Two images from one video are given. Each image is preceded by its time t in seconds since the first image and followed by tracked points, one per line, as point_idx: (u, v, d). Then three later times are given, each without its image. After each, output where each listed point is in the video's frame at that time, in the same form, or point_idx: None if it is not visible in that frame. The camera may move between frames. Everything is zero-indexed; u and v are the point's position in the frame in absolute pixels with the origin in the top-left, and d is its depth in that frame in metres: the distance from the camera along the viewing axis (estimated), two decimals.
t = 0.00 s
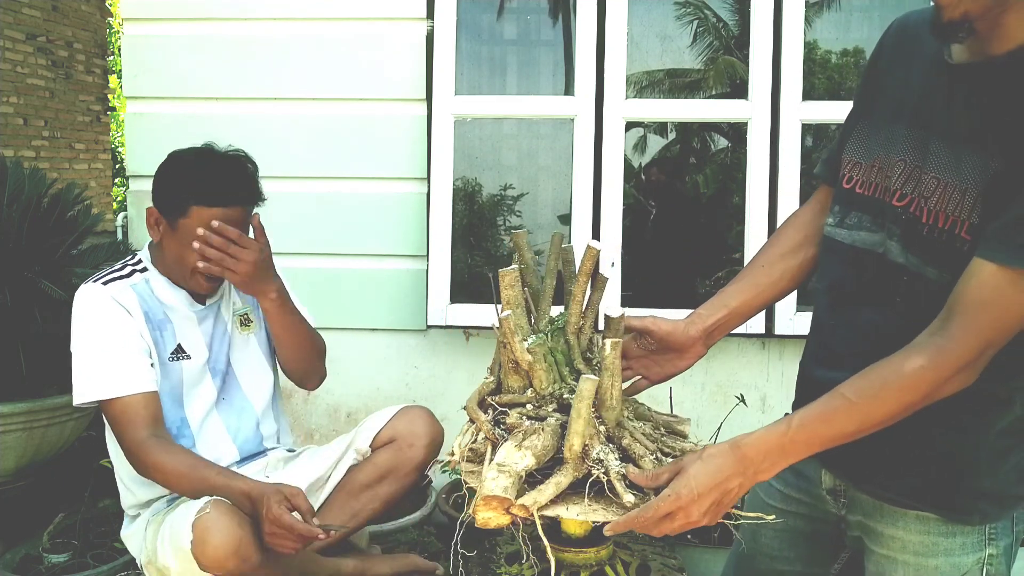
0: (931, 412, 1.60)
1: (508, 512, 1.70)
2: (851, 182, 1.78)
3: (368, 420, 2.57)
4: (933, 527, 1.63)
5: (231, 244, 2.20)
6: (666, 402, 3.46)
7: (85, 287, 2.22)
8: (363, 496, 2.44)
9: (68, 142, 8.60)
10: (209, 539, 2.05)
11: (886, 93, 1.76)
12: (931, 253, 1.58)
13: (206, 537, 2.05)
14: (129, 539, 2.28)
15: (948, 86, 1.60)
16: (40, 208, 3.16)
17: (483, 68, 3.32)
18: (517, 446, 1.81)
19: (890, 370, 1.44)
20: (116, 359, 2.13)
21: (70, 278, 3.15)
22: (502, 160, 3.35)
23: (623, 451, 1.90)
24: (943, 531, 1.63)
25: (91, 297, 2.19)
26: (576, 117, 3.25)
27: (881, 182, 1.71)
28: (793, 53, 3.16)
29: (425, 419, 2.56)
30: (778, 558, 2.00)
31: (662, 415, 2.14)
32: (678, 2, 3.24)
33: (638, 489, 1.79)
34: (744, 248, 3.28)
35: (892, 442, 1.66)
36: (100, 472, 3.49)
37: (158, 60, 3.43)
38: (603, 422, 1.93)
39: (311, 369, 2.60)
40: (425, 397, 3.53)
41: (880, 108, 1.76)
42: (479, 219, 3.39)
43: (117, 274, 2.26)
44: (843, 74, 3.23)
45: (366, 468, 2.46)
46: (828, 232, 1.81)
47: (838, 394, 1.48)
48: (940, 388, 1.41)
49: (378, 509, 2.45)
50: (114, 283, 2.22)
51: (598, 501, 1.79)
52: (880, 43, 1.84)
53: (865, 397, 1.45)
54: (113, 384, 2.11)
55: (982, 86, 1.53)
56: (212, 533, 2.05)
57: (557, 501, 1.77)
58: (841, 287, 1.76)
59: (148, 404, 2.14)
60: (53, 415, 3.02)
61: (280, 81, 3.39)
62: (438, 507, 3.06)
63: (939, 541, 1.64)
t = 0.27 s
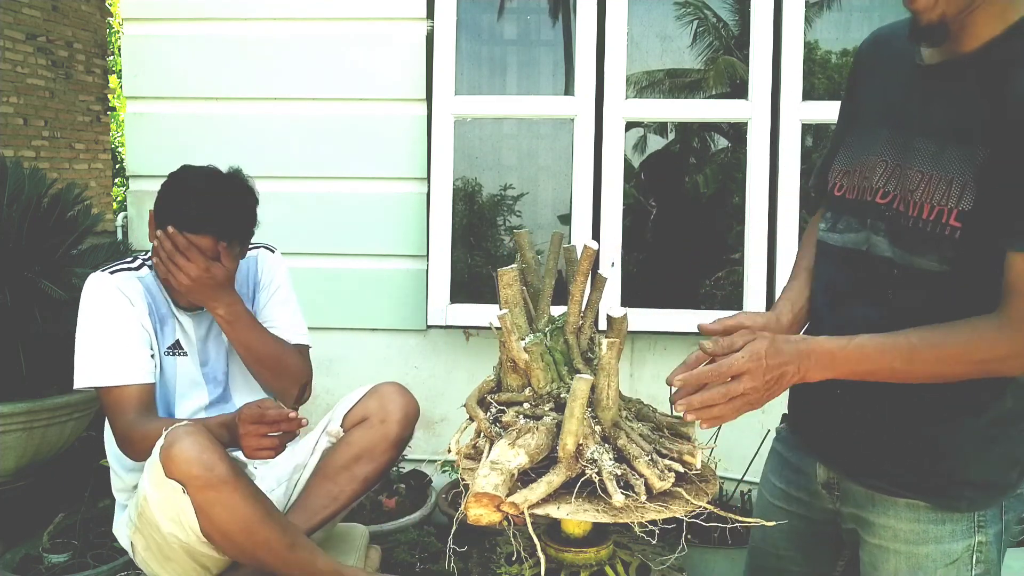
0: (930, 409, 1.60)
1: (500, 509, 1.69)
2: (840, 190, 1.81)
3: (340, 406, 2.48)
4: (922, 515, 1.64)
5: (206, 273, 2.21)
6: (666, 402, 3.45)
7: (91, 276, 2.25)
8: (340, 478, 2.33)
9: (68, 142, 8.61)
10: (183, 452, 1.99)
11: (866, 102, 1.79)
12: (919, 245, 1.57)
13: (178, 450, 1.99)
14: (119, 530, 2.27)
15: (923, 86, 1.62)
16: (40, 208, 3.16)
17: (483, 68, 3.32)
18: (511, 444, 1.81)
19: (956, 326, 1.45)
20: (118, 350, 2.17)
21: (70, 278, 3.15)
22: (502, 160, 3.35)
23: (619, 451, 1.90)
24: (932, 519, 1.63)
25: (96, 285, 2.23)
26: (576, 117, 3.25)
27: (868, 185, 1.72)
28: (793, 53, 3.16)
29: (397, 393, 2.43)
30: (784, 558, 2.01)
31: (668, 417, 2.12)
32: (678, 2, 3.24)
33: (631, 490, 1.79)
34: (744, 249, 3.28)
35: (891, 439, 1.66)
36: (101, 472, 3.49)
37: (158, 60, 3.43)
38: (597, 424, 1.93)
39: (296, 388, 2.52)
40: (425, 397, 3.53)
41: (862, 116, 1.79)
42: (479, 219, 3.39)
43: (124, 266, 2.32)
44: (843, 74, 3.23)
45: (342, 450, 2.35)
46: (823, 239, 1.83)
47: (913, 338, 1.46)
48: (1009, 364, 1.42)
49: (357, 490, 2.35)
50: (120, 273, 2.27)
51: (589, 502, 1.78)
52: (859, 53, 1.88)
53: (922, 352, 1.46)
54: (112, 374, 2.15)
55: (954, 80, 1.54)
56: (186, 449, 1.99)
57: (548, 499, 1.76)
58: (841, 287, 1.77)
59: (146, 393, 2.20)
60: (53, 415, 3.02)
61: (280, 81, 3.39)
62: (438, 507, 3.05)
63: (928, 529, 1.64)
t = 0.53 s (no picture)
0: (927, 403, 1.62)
1: (501, 509, 1.69)
2: (817, 197, 1.96)
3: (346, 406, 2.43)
4: (907, 485, 1.73)
5: (189, 285, 2.21)
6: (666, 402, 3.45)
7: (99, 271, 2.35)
8: (340, 483, 2.31)
9: (68, 142, 8.60)
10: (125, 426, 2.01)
11: (830, 112, 1.95)
12: (891, 229, 1.74)
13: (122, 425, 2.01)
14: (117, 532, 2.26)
15: (880, 89, 1.80)
16: (40, 208, 3.16)
17: (483, 68, 3.32)
18: (511, 444, 1.81)
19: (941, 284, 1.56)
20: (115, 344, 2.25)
21: (70, 278, 3.15)
22: (502, 160, 3.35)
23: (619, 451, 1.90)
24: (917, 489, 1.72)
25: (100, 279, 2.32)
26: (576, 117, 3.25)
27: (843, 186, 1.87)
28: (793, 53, 3.16)
29: (402, 397, 2.38)
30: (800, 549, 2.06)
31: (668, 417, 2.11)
32: (678, 2, 3.24)
33: (629, 491, 1.79)
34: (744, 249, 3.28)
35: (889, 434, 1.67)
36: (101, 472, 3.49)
37: (158, 60, 3.43)
38: (598, 424, 1.93)
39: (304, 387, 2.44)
40: (425, 397, 3.53)
41: (830, 126, 1.95)
42: (479, 219, 3.39)
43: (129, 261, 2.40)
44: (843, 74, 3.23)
45: (342, 454, 2.32)
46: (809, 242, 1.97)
47: (902, 292, 1.60)
48: (1001, 319, 1.50)
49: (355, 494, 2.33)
50: (121, 269, 2.35)
51: (589, 501, 1.78)
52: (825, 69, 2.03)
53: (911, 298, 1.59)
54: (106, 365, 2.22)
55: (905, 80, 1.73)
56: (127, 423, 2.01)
57: (548, 500, 1.77)
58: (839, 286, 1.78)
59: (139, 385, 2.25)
60: (53, 415, 3.02)
61: (280, 81, 3.39)
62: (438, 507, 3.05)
63: (914, 498, 1.73)
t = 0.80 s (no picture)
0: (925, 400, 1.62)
1: (501, 510, 1.69)
2: (800, 202, 2.05)
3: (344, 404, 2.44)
4: (899, 463, 1.76)
5: (199, 284, 2.26)
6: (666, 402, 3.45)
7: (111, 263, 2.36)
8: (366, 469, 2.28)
9: (68, 142, 8.59)
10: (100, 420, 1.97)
11: (807, 121, 2.06)
12: (868, 218, 1.80)
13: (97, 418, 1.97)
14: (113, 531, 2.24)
15: (850, 94, 1.88)
16: (40, 208, 3.16)
17: (483, 68, 3.32)
18: (511, 444, 1.81)
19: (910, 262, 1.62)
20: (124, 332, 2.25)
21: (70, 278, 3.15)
22: (502, 160, 3.35)
23: (619, 451, 1.90)
24: (908, 467, 1.75)
25: (113, 270, 2.32)
26: (576, 117, 3.25)
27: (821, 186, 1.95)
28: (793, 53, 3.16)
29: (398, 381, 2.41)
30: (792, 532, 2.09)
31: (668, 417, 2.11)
32: (678, 2, 3.24)
33: (629, 491, 1.79)
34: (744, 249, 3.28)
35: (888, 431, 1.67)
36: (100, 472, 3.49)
37: (158, 60, 3.43)
38: (598, 424, 1.93)
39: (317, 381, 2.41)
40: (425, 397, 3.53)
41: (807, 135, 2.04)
42: (479, 219, 3.39)
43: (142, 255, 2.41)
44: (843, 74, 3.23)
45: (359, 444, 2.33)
46: (796, 244, 2.04)
47: (878, 280, 1.65)
48: (970, 287, 1.56)
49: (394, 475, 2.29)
50: (133, 261, 2.36)
51: (589, 501, 1.78)
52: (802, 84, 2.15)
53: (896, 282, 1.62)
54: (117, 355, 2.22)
55: (873, 81, 1.81)
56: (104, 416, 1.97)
57: (548, 500, 1.77)
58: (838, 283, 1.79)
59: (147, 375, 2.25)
60: (53, 414, 3.02)
61: (280, 81, 3.39)
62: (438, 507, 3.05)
63: (904, 475, 1.76)
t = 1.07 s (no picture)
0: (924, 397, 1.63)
1: (501, 510, 1.69)
2: (789, 204, 2.07)
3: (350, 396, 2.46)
4: (891, 452, 1.77)
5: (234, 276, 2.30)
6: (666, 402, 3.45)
7: (130, 262, 2.28)
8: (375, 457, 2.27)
9: (68, 142, 8.60)
10: (137, 441, 1.96)
11: (792, 123, 2.08)
12: (858, 212, 1.82)
13: (132, 441, 1.97)
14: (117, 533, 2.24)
15: (834, 95, 1.91)
16: (40, 207, 3.16)
17: (483, 68, 3.32)
18: (511, 444, 1.81)
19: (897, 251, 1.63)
20: (152, 335, 2.17)
21: (71, 278, 3.16)
22: (502, 160, 3.35)
23: (619, 451, 1.90)
24: (902, 455, 1.76)
25: (135, 271, 2.25)
26: (576, 117, 3.25)
27: (812, 186, 1.97)
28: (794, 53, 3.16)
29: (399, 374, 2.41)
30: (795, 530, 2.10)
31: (668, 417, 2.11)
32: (678, 2, 3.24)
33: (630, 491, 1.79)
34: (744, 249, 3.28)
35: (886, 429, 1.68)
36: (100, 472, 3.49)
37: (158, 60, 3.43)
38: (598, 424, 1.93)
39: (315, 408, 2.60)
40: (425, 397, 3.53)
41: (794, 136, 2.07)
42: (479, 219, 3.39)
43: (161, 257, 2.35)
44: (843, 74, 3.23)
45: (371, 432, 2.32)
46: (787, 246, 2.06)
47: (868, 270, 1.65)
48: (955, 271, 1.57)
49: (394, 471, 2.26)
50: (158, 265, 2.30)
51: (589, 501, 1.78)
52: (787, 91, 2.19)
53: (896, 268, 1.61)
54: (145, 360, 2.15)
55: (857, 80, 1.84)
56: (141, 439, 1.97)
57: (548, 500, 1.77)
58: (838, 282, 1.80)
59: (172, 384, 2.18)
60: (53, 415, 3.02)
61: (279, 81, 3.39)
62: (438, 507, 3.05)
63: (898, 463, 1.77)
